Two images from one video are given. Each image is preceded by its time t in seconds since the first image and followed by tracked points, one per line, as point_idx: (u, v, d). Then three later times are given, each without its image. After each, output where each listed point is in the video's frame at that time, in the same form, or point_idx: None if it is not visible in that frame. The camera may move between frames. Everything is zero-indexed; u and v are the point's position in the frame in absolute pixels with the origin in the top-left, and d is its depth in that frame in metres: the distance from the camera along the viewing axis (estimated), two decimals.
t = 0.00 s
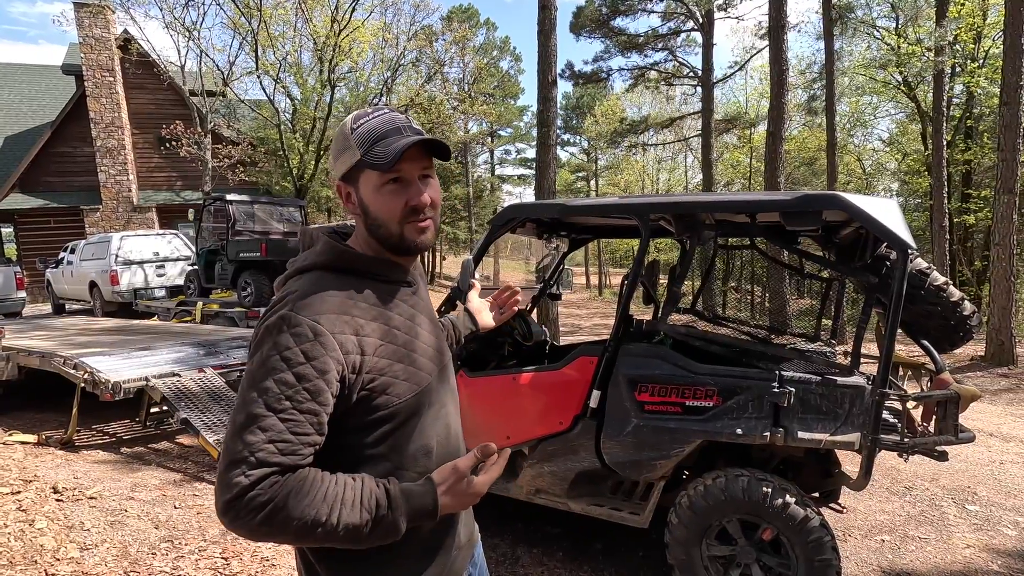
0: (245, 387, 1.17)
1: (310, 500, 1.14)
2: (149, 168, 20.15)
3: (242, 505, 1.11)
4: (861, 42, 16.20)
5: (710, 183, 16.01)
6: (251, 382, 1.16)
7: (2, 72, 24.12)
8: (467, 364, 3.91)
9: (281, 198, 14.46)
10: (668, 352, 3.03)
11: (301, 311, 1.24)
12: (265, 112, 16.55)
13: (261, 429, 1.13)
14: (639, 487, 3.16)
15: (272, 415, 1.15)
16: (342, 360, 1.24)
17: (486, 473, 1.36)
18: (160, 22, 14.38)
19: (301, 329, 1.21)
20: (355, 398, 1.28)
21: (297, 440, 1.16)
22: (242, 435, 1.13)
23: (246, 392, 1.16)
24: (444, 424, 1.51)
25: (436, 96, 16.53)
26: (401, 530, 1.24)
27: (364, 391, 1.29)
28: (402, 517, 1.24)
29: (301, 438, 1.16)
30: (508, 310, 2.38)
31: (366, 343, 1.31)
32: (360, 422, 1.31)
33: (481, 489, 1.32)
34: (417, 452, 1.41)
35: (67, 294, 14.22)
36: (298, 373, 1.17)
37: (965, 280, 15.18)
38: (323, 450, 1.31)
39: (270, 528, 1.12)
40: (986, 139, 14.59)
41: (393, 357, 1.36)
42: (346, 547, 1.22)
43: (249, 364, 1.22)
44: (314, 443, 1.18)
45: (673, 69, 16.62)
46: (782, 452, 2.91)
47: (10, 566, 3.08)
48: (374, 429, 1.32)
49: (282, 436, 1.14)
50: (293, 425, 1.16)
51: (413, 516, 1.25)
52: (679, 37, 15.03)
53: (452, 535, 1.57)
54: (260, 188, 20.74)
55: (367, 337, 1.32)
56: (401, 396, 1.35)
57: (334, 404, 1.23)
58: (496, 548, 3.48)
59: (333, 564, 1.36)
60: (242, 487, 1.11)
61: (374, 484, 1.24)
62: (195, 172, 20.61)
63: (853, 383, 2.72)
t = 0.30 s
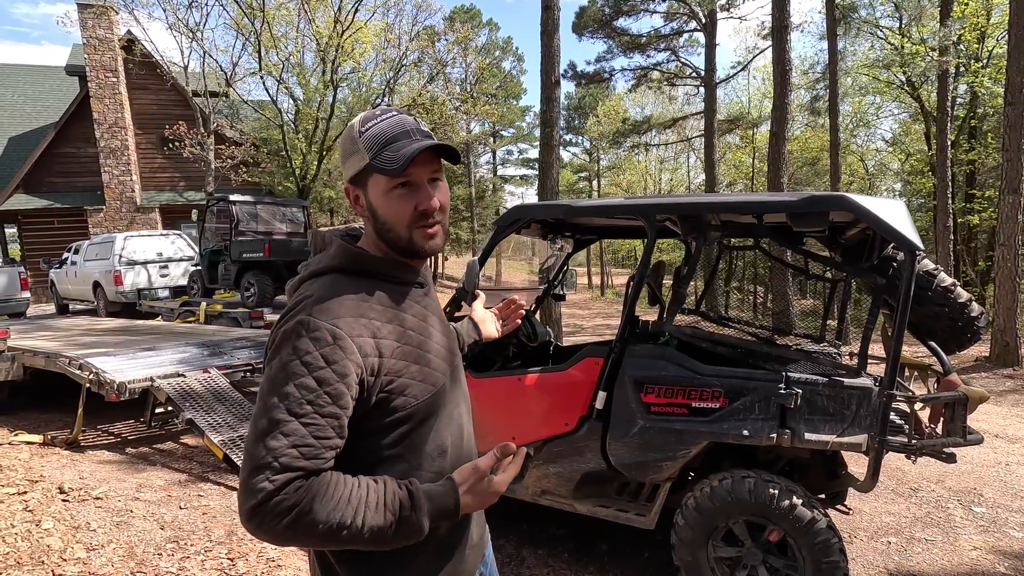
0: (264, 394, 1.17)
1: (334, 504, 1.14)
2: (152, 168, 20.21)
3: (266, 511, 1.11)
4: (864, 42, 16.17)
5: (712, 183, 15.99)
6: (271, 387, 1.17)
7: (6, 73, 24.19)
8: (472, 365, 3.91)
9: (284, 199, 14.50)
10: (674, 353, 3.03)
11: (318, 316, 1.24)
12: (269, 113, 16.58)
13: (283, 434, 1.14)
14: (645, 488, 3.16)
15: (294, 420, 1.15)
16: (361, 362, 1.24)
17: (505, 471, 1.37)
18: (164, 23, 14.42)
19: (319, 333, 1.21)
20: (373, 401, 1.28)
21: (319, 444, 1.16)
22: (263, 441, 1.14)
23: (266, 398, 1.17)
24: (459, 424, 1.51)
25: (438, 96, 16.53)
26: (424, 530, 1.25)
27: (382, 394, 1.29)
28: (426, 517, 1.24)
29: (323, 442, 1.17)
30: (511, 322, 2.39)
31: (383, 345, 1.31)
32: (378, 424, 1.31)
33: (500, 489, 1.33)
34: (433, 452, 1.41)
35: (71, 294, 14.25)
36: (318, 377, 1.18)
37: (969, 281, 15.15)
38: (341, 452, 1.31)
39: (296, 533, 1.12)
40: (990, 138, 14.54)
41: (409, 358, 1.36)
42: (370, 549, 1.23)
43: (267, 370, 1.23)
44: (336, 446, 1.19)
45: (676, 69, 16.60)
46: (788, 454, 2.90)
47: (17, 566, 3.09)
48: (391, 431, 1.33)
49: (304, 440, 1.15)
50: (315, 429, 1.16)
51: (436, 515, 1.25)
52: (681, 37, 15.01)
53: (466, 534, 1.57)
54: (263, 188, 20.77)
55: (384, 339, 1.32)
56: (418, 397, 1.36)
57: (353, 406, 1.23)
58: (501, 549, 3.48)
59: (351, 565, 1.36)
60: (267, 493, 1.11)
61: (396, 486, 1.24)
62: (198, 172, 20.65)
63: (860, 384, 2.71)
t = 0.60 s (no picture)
0: (275, 400, 1.18)
1: (346, 511, 1.15)
2: (156, 169, 20.27)
3: (279, 519, 1.12)
4: (868, 43, 16.14)
5: (716, 183, 15.95)
6: (282, 394, 1.17)
7: (11, 73, 24.29)
8: (478, 366, 3.91)
9: (287, 199, 14.53)
10: (680, 355, 3.03)
11: (328, 322, 1.25)
12: (273, 113, 16.61)
13: (294, 441, 1.14)
14: (651, 489, 3.16)
15: (305, 427, 1.16)
16: (369, 368, 1.25)
17: (516, 476, 1.38)
18: (168, 24, 14.47)
19: (328, 341, 1.22)
20: (382, 406, 1.30)
21: (330, 450, 1.17)
22: (275, 450, 1.14)
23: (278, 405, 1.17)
24: (466, 427, 1.52)
25: (442, 97, 16.55)
26: (435, 537, 1.25)
27: (389, 399, 1.31)
28: (437, 523, 1.25)
29: (334, 448, 1.18)
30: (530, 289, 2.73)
31: (390, 351, 1.32)
32: (388, 428, 1.32)
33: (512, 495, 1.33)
34: (442, 454, 1.41)
35: (76, 293, 14.30)
36: (328, 384, 1.19)
37: (974, 282, 15.10)
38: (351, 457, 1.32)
39: (309, 541, 1.13)
40: (996, 139, 14.48)
41: (417, 363, 1.37)
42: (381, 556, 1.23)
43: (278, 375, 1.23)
44: (347, 452, 1.20)
45: (679, 70, 16.58)
46: (794, 456, 2.90)
47: (26, 566, 3.10)
48: (401, 435, 1.34)
49: (315, 448, 1.16)
50: (326, 437, 1.17)
51: (447, 521, 1.26)
52: (685, 38, 15.00)
53: (474, 537, 1.58)
54: (267, 188, 20.82)
55: (392, 344, 1.33)
56: (426, 401, 1.37)
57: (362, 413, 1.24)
58: (506, 550, 3.49)
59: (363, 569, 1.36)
60: (279, 501, 1.12)
61: (407, 492, 1.25)
62: (202, 172, 20.69)
63: (867, 386, 2.71)
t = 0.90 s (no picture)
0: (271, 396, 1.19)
1: (333, 511, 1.15)
2: (161, 169, 20.33)
3: (267, 514, 1.13)
4: (873, 43, 16.09)
5: (720, 183, 15.92)
6: (278, 390, 1.18)
7: (17, 74, 24.40)
8: (483, 368, 3.91)
9: (291, 199, 14.55)
10: (686, 356, 3.02)
11: (325, 322, 1.25)
12: (277, 113, 16.64)
13: (286, 439, 1.15)
14: (655, 490, 3.16)
15: (297, 425, 1.16)
16: (365, 369, 1.25)
17: (512, 485, 1.36)
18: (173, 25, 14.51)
19: (324, 340, 1.22)
20: (379, 406, 1.30)
21: (322, 449, 1.17)
22: (267, 446, 1.15)
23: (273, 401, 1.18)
24: (469, 431, 1.51)
25: (445, 97, 16.56)
26: (425, 541, 1.24)
27: (387, 400, 1.30)
28: (426, 529, 1.24)
29: (326, 447, 1.18)
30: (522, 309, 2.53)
31: (389, 352, 1.32)
32: (386, 429, 1.32)
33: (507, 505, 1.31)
34: (441, 457, 1.41)
35: (81, 293, 14.36)
36: (322, 383, 1.19)
37: (980, 283, 15.02)
38: (349, 455, 1.32)
39: (297, 537, 1.14)
40: (1002, 139, 14.42)
41: (417, 365, 1.36)
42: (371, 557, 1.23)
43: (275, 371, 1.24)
44: (339, 452, 1.20)
45: (683, 70, 16.55)
46: (800, 457, 2.89)
47: (32, 565, 3.12)
48: (400, 436, 1.34)
49: (307, 447, 1.16)
50: (318, 435, 1.17)
51: (436, 527, 1.25)
52: (689, 38, 14.97)
53: (476, 541, 1.57)
54: (271, 189, 20.86)
55: (391, 345, 1.33)
56: (425, 403, 1.36)
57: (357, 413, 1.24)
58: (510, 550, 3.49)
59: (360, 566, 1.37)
60: (270, 495, 1.13)
61: (398, 495, 1.25)
62: (206, 173, 20.75)
63: (874, 388, 2.70)
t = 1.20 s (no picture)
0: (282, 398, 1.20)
1: (347, 507, 1.16)
2: (167, 169, 20.43)
3: (280, 512, 1.13)
4: (879, 43, 16.04)
5: (725, 184, 15.89)
6: (289, 389, 1.19)
7: (25, 74, 24.56)
8: (489, 368, 3.91)
9: (296, 199, 14.60)
10: (693, 357, 3.02)
11: (334, 320, 1.26)
12: (282, 114, 16.69)
13: (299, 436, 1.16)
14: (661, 491, 3.16)
15: (309, 423, 1.17)
16: (375, 366, 1.26)
17: (522, 481, 1.37)
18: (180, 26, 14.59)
19: (334, 338, 1.23)
20: (389, 404, 1.30)
21: (334, 446, 1.18)
22: (280, 444, 1.15)
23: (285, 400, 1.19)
24: (474, 429, 1.52)
25: (450, 97, 16.59)
26: (437, 537, 1.25)
27: (396, 397, 1.31)
28: (438, 525, 1.25)
29: (338, 445, 1.18)
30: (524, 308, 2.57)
31: (398, 350, 1.33)
32: (395, 426, 1.33)
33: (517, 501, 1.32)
34: (450, 454, 1.42)
35: (88, 292, 14.44)
36: (333, 381, 1.19)
37: (987, 284, 14.94)
38: (358, 454, 1.33)
39: (311, 534, 1.14)
40: (1009, 140, 14.34)
41: (425, 363, 1.37)
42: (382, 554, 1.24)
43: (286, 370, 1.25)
44: (351, 450, 1.20)
45: (689, 70, 16.51)
46: (807, 459, 2.89)
47: (42, 562, 3.14)
48: (409, 432, 1.34)
49: (320, 444, 1.17)
50: (330, 432, 1.18)
51: (447, 523, 1.26)
52: (694, 38, 14.97)
53: (483, 538, 1.57)
54: (276, 189, 20.92)
55: (399, 344, 1.33)
56: (434, 400, 1.37)
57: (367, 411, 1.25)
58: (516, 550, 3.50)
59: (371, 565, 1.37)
60: (283, 493, 1.13)
61: (410, 491, 1.25)
62: (212, 173, 20.82)
63: (881, 389, 2.69)
